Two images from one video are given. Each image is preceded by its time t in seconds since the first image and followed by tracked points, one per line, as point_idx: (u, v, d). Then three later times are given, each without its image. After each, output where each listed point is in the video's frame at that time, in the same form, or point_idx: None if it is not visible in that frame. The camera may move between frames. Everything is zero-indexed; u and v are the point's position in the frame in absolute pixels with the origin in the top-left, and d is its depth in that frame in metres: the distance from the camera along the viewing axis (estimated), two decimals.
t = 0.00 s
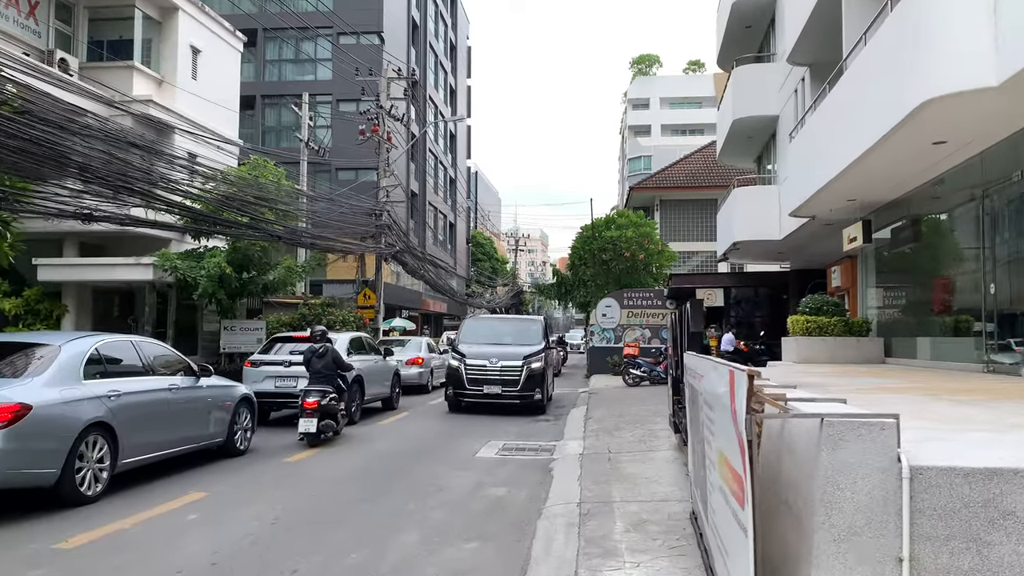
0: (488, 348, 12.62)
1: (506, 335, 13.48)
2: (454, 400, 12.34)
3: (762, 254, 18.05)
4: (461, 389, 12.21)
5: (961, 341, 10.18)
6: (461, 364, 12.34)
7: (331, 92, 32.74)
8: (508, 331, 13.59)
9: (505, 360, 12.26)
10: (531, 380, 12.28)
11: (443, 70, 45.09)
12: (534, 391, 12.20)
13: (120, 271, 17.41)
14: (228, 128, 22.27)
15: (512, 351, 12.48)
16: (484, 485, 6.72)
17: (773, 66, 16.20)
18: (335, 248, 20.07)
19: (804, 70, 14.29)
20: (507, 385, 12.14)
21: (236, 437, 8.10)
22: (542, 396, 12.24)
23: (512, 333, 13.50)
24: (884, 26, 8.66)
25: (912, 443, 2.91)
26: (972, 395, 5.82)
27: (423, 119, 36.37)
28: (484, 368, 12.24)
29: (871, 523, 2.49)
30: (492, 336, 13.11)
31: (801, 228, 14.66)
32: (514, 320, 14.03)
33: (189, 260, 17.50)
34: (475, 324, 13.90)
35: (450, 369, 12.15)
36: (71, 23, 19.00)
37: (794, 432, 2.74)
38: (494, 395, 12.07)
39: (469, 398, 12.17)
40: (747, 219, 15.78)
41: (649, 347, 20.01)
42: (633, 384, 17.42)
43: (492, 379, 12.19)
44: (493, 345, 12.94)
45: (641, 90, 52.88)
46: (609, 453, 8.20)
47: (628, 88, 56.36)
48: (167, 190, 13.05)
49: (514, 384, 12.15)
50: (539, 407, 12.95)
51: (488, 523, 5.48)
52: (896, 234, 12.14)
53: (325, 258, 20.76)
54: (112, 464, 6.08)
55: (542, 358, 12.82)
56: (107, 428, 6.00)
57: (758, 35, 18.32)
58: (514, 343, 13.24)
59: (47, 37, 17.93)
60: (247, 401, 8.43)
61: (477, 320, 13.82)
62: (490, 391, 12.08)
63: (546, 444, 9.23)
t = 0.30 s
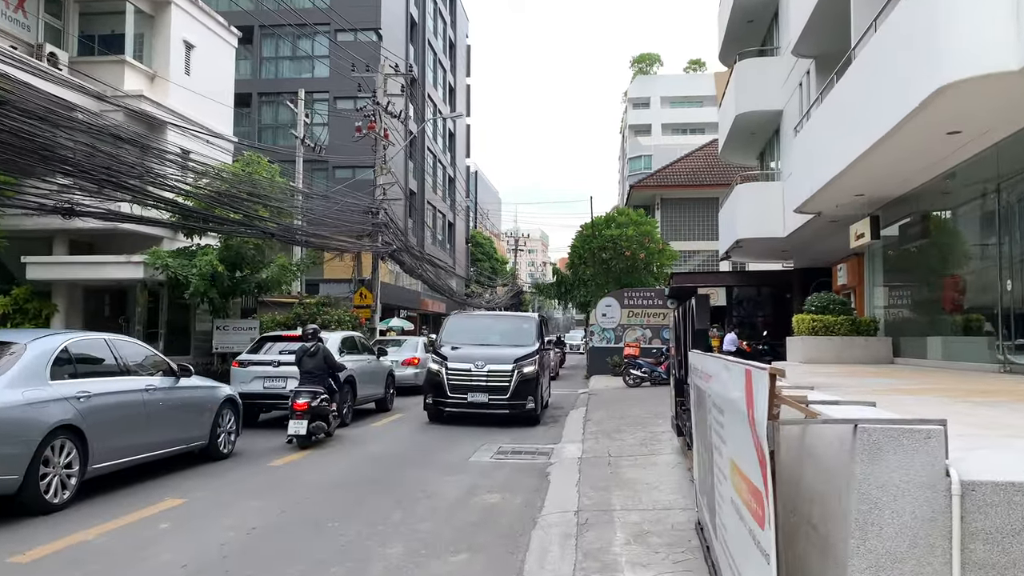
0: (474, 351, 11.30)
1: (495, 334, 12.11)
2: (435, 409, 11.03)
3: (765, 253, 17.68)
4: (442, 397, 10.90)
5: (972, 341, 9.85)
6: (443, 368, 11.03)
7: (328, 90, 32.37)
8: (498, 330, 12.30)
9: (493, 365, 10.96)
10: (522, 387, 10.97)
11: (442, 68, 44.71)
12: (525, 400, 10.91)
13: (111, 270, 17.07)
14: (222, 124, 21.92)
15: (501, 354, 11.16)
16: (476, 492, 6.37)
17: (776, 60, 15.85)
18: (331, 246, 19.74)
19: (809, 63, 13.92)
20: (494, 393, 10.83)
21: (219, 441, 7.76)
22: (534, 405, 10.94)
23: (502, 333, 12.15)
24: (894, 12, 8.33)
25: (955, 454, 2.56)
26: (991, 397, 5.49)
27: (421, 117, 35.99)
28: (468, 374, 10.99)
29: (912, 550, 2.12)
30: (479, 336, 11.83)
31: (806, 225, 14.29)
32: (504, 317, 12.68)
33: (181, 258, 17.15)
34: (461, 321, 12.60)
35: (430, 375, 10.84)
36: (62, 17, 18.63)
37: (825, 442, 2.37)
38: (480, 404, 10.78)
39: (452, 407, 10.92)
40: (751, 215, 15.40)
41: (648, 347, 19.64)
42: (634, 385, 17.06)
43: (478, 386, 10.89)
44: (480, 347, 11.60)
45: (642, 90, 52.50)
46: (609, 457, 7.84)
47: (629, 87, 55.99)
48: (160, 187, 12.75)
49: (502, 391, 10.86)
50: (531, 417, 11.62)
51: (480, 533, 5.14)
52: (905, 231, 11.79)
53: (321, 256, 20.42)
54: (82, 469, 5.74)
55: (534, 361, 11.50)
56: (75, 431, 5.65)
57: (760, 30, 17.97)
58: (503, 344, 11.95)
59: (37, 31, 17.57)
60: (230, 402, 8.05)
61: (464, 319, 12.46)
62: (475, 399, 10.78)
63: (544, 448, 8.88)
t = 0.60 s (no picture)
0: (454, 354, 9.73)
1: (480, 335, 10.51)
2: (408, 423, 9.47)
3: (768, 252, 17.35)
4: (415, 410, 9.36)
5: (984, 343, 9.51)
6: (416, 375, 9.49)
7: (325, 88, 32.06)
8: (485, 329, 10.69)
9: (475, 371, 9.38)
10: (509, 397, 9.40)
11: (441, 67, 44.43)
12: (513, 412, 9.34)
13: (100, 269, 16.73)
14: (215, 122, 21.60)
15: (484, 359, 9.58)
16: (467, 503, 6.04)
17: (780, 56, 15.51)
18: (327, 246, 19.43)
19: (814, 58, 13.59)
20: (476, 404, 9.29)
21: (200, 447, 7.42)
22: (523, 418, 9.38)
23: (488, 333, 10.55)
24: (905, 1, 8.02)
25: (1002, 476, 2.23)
26: (1014, 405, 5.16)
27: (420, 115, 35.65)
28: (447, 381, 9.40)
29: None
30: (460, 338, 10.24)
31: (810, 224, 13.97)
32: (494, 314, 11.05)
33: (171, 258, 16.80)
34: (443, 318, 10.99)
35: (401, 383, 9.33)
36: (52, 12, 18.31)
37: (854, 465, 2.04)
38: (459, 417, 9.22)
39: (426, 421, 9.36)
40: (754, 214, 15.06)
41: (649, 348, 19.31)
42: (634, 387, 16.72)
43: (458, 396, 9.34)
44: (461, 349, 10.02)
45: (642, 89, 52.13)
46: (607, 464, 7.50)
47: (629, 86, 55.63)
48: (151, 186, 12.43)
49: (485, 402, 9.30)
50: (522, 432, 10.04)
51: (469, 549, 4.80)
52: (914, 229, 11.46)
53: (316, 256, 20.10)
54: (47, 481, 5.41)
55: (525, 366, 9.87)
56: (39, 441, 5.32)
57: (763, 25, 17.63)
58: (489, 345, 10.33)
59: (25, 26, 17.23)
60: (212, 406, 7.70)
61: (445, 316, 10.88)
62: (454, 412, 9.22)
63: (540, 455, 8.54)
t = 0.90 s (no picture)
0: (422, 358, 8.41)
1: (455, 336, 9.16)
2: (369, 440, 8.13)
3: (770, 250, 17.01)
4: (376, 425, 8.03)
5: (995, 344, 9.15)
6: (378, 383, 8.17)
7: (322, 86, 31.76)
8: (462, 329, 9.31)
9: (446, 378, 8.06)
10: (488, 408, 8.04)
11: (440, 66, 44.11)
12: (492, 426, 8.01)
13: (88, 268, 16.40)
14: (209, 119, 21.29)
15: (457, 363, 8.25)
16: (454, 513, 5.69)
17: (783, 50, 15.17)
18: (321, 245, 19.10)
19: (818, 50, 13.25)
20: (449, 417, 7.95)
21: (177, 453, 7.08)
22: (506, 433, 8.05)
23: (465, 334, 9.19)
24: None
25: None
26: None
27: (418, 114, 35.34)
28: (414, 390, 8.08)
29: None
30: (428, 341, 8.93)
31: (814, 222, 13.62)
32: (478, 310, 9.66)
33: (162, 257, 16.45)
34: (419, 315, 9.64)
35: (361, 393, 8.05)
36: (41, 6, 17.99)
37: (897, 492, 1.70)
38: (429, 433, 7.89)
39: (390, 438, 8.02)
40: (756, 211, 14.72)
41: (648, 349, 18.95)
42: (634, 388, 16.36)
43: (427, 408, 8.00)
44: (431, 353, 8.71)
45: (642, 88, 51.80)
46: (604, 470, 7.14)
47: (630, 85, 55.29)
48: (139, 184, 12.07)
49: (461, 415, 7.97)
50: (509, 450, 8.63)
51: (453, 565, 4.45)
52: (922, 226, 11.10)
53: (311, 255, 19.77)
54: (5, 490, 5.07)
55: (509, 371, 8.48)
56: None
57: (765, 19, 17.29)
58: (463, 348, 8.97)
59: (12, 20, 16.91)
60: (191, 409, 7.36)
61: (414, 313, 9.55)
62: (422, 427, 7.89)
63: (535, 460, 8.18)
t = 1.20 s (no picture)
0: (380, 363, 6.81)
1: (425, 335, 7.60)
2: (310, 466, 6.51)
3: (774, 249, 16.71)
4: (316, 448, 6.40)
5: (1008, 344, 8.85)
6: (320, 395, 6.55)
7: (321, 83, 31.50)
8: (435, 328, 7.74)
9: (407, 390, 6.42)
10: (460, 428, 6.43)
11: (439, 64, 43.79)
12: (466, 450, 6.40)
13: (78, 267, 16.09)
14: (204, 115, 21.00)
15: (424, 370, 6.65)
16: (446, 522, 5.38)
17: (788, 44, 14.84)
18: (316, 243, 18.79)
19: (825, 42, 12.93)
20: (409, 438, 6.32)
21: (159, 457, 6.78)
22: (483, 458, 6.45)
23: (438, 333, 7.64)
24: None
25: None
26: None
27: (417, 112, 35.05)
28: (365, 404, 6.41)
29: None
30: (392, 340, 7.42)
31: (819, 219, 13.31)
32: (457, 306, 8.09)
33: (154, 255, 16.13)
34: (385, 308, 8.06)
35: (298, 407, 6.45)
36: None
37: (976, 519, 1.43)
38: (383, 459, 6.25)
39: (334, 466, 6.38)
40: (761, 208, 14.40)
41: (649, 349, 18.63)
42: (635, 389, 16.04)
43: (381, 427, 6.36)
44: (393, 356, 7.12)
45: (643, 87, 51.49)
46: (606, 476, 6.82)
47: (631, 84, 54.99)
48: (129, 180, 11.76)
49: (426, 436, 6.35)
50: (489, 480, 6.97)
51: None
52: (933, 223, 10.77)
53: (306, 253, 19.47)
54: None
55: (487, 380, 6.83)
56: None
57: (769, 12, 16.98)
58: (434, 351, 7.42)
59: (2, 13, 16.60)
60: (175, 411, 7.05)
61: (380, 306, 8.02)
62: (373, 451, 6.24)
63: (533, 464, 7.86)
